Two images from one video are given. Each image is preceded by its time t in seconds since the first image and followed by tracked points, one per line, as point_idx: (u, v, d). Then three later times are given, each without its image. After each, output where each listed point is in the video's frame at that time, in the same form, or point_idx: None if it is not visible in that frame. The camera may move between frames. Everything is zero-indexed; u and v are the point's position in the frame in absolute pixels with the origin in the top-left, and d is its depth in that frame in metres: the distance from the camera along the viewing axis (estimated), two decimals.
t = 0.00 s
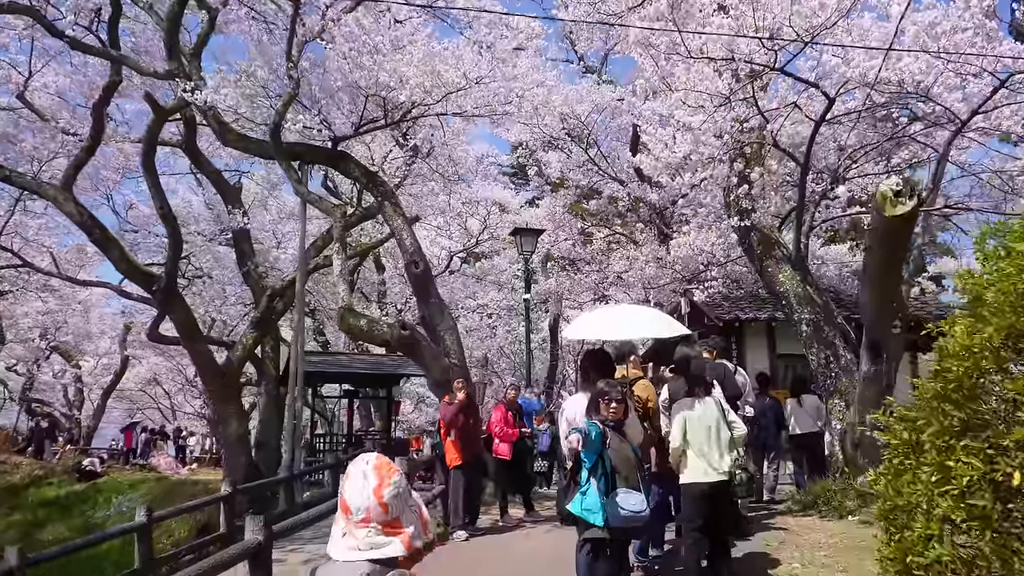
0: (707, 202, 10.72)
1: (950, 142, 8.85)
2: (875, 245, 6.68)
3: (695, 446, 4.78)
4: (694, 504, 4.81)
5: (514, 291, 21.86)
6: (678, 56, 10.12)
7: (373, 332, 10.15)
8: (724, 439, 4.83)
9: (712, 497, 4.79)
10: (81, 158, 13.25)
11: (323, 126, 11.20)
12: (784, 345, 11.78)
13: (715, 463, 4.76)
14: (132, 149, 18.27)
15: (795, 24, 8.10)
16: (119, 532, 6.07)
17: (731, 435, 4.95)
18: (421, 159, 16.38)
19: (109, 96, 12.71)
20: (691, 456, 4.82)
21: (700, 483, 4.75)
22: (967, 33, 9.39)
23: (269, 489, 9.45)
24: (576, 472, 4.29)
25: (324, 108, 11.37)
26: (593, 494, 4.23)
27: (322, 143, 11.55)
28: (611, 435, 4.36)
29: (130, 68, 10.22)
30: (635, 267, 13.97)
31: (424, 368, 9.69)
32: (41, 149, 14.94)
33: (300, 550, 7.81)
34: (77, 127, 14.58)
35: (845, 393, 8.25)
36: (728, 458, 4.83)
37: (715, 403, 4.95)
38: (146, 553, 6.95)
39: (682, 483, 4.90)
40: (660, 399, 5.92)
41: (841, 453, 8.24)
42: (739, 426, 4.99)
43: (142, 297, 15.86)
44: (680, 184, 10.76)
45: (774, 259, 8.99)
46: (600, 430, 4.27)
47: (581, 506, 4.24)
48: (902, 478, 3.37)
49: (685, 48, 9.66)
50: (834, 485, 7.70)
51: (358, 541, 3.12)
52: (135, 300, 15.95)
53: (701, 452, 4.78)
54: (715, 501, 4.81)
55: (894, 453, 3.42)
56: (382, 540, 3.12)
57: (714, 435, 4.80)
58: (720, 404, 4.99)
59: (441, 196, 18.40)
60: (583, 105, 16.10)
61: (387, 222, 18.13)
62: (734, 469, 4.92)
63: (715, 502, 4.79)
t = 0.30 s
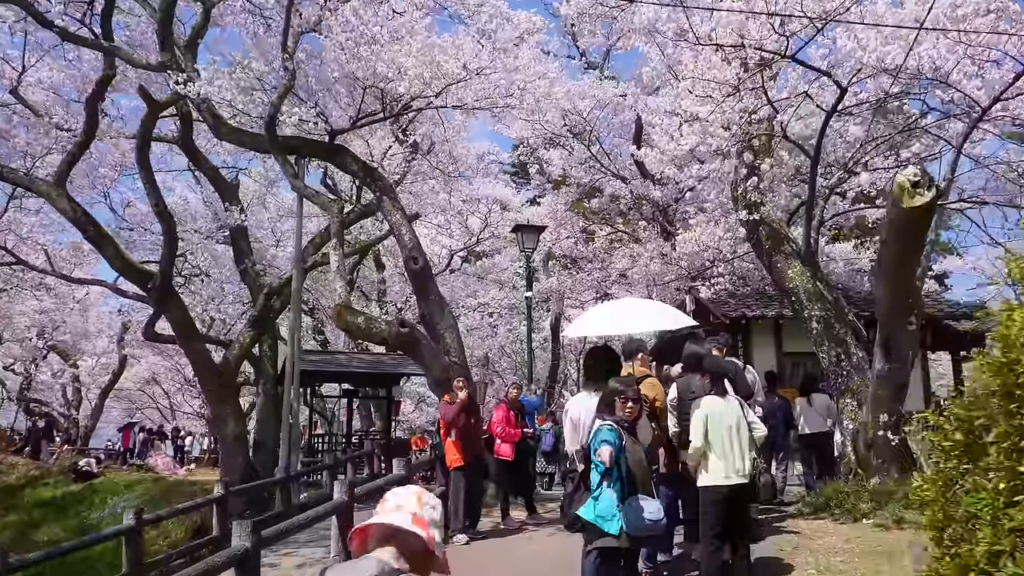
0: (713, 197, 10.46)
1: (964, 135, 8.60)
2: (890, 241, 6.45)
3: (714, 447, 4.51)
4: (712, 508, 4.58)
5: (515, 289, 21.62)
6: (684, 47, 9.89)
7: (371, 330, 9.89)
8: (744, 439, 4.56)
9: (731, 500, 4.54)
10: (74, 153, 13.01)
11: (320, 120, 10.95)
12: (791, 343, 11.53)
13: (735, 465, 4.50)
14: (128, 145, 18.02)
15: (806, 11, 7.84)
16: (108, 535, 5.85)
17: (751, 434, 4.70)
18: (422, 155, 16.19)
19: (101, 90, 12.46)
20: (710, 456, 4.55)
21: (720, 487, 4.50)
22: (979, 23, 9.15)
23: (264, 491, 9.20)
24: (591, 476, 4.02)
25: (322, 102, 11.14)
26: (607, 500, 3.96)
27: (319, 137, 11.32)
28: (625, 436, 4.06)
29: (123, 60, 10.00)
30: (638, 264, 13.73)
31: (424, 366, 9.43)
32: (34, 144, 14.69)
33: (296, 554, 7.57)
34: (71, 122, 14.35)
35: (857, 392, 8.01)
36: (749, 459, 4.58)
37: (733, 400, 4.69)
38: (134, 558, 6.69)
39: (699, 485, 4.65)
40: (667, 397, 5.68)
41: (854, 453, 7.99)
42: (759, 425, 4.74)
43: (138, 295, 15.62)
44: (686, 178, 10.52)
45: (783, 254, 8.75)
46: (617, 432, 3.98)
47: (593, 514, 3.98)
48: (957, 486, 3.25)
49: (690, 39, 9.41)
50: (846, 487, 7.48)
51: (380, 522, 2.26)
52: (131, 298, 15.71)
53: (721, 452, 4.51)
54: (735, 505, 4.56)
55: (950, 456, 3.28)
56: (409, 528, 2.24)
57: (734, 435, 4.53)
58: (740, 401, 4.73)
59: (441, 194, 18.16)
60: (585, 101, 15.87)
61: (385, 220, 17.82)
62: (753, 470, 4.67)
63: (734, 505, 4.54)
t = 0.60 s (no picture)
0: (724, 191, 10.17)
1: (985, 126, 8.30)
2: (915, 234, 6.16)
3: (743, 455, 4.25)
4: (740, 519, 4.31)
5: (519, 288, 21.34)
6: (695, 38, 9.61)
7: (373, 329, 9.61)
8: (773, 446, 4.30)
9: (760, 511, 4.28)
10: (69, 150, 12.75)
11: (320, 113, 10.68)
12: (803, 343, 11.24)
13: (765, 473, 4.24)
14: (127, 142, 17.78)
15: None
16: (96, 543, 5.57)
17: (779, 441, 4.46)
18: (425, 152, 15.93)
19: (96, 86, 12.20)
20: (739, 464, 4.28)
21: (751, 496, 4.23)
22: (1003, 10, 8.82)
23: (262, 495, 8.93)
24: (615, 489, 3.68)
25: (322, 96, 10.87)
26: (634, 516, 3.62)
27: (320, 133, 11.05)
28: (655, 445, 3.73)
29: (118, 53, 9.76)
30: (646, 262, 13.44)
31: (428, 367, 9.15)
32: (30, 140, 14.44)
33: (294, 561, 7.30)
34: (67, 118, 14.11)
35: (876, 393, 7.72)
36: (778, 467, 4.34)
37: (760, 404, 4.43)
38: (125, 567, 6.41)
39: (725, 495, 4.36)
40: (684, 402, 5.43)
41: (873, 457, 7.71)
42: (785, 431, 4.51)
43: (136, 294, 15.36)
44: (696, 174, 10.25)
45: (798, 250, 8.46)
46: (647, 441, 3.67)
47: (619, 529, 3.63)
48: None
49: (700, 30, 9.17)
50: (865, 492, 7.19)
51: (443, 525, 2.14)
52: (129, 297, 15.45)
53: (750, 460, 4.25)
54: (765, 516, 4.29)
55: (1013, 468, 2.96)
56: (472, 532, 2.15)
57: (764, 442, 4.26)
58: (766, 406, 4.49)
59: (444, 191, 17.89)
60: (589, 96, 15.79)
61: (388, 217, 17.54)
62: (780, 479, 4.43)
63: (765, 517, 4.27)
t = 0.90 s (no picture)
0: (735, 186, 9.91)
1: (1006, 118, 8.04)
2: (940, 229, 5.90)
3: (771, 462, 4.02)
4: (766, 527, 4.09)
5: (523, 287, 21.08)
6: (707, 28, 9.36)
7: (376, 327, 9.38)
8: (802, 451, 4.07)
9: (789, 519, 4.06)
10: (67, 146, 12.55)
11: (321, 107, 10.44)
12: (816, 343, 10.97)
13: (793, 480, 4.03)
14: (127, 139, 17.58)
15: None
16: (87, 548, 5.35)
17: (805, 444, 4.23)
18: (430, 150, 15.72)
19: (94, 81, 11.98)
20: (766, 469, 4.04)
21: (779, 505, 4.01)
22: None
23: (261, 498, 8.68)
24: (662, 491, 3.57)
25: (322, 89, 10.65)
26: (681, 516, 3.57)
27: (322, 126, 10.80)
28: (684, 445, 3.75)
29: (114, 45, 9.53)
30: (654, 260, 13.17)
31: (431, 367, 8.91)
32: (28, 136, 14.23)
33: (293, 567, 7.07)
34: (65, 114, 13.90)
35: (895, 393, 7.47)
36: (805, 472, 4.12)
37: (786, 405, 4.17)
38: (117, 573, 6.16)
39: (750, 502, 4.14)
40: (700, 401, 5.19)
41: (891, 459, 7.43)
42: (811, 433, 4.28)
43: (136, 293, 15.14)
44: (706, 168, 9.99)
45: (813, 246, 8.20)
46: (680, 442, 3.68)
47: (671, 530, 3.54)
48: None
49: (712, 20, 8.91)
50: (884, 496, 6.91)
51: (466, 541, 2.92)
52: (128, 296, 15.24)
53: (778, 466, 4.01)
54: (793, 525, 4.08)
55: None
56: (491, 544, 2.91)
57: (793, 448, 4.03)
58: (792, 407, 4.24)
59: (448, 189, 17.65)
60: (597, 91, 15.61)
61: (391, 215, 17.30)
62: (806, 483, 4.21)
63: (792, 525, 4.07)
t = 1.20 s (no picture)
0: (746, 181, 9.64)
1: None
2: (969, 221, 5.61)
3: (797, 468, 3.78)
4: (790, 538, 3.84)
5: (527, 286, 20.82)
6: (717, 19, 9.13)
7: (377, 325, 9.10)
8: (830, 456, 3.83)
9: (817, 529, 3.81)
10: (63, 141, 12.29)
11: (320, 99, 10.21)
12: (828, 342, 10.69)
13: (822, 488, 3.78)
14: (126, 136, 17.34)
15: None
16: (73, 558, 5.06)
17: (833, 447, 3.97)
18: (433, 146, 15.49)
19: (90, 75, 11.74)
20: (790, 475, 3.80)
21: (806, 514, 3.77)
22: None
23: (259, 502, 8.42)
24: (711, 498, 3.11)
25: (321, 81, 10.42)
26: (724, 526, 3.12)
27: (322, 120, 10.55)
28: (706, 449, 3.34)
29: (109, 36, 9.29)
30: (662, 258, 12.90)
31: (433, 367, 8.65)
32: (24, 131, 13.98)
33: (290, 575, 6.80)
34: (61, 109, 13.65)
35: (915, 395, 7.19)
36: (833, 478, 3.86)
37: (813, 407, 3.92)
38: None
39: (774, 510, 3.90)
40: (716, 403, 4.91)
41: (911, 463, 7.14)
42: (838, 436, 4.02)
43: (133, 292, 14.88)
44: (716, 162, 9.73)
45: (829, 243, 7.92)
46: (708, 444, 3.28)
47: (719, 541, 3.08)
48: None
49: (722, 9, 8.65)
50: (905, 503, 6.61)
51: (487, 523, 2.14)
52: (126, 294, 14.97)
53: (805, 472, 3.77)
54: (821, 535, 3.83)
55: None
56: (516, 529, 2.13)
57: (822, 453, 3.77)
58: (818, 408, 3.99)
59: (450, 186, 17.41)
60: (600, 87, 15.43)
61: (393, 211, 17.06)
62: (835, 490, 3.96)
63: (821, 536, 3.82)
